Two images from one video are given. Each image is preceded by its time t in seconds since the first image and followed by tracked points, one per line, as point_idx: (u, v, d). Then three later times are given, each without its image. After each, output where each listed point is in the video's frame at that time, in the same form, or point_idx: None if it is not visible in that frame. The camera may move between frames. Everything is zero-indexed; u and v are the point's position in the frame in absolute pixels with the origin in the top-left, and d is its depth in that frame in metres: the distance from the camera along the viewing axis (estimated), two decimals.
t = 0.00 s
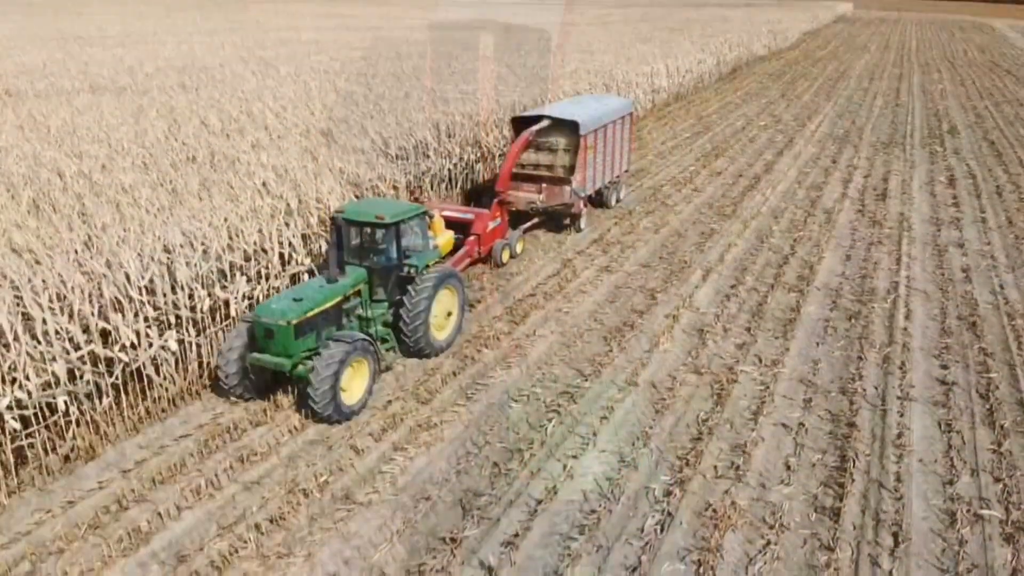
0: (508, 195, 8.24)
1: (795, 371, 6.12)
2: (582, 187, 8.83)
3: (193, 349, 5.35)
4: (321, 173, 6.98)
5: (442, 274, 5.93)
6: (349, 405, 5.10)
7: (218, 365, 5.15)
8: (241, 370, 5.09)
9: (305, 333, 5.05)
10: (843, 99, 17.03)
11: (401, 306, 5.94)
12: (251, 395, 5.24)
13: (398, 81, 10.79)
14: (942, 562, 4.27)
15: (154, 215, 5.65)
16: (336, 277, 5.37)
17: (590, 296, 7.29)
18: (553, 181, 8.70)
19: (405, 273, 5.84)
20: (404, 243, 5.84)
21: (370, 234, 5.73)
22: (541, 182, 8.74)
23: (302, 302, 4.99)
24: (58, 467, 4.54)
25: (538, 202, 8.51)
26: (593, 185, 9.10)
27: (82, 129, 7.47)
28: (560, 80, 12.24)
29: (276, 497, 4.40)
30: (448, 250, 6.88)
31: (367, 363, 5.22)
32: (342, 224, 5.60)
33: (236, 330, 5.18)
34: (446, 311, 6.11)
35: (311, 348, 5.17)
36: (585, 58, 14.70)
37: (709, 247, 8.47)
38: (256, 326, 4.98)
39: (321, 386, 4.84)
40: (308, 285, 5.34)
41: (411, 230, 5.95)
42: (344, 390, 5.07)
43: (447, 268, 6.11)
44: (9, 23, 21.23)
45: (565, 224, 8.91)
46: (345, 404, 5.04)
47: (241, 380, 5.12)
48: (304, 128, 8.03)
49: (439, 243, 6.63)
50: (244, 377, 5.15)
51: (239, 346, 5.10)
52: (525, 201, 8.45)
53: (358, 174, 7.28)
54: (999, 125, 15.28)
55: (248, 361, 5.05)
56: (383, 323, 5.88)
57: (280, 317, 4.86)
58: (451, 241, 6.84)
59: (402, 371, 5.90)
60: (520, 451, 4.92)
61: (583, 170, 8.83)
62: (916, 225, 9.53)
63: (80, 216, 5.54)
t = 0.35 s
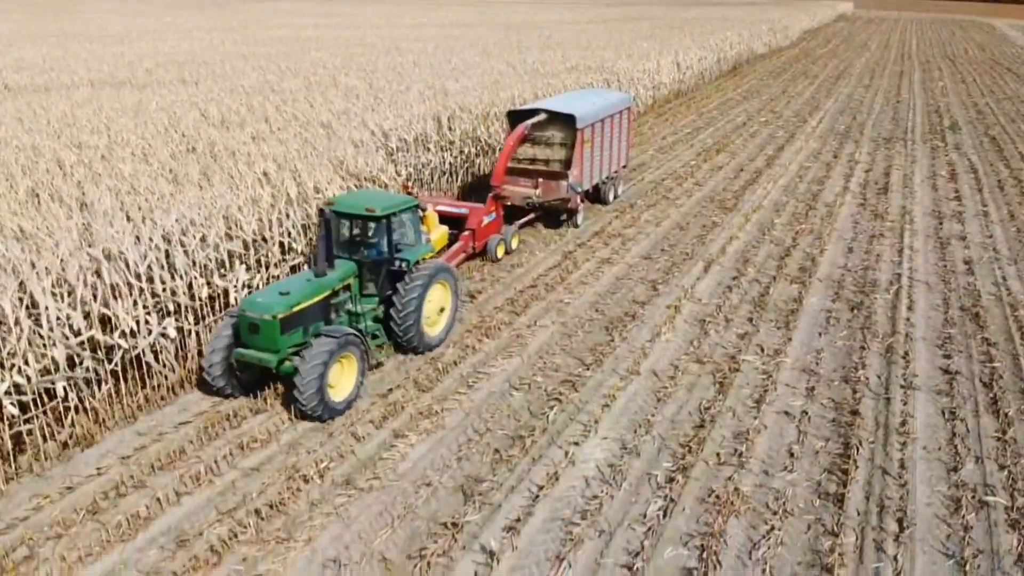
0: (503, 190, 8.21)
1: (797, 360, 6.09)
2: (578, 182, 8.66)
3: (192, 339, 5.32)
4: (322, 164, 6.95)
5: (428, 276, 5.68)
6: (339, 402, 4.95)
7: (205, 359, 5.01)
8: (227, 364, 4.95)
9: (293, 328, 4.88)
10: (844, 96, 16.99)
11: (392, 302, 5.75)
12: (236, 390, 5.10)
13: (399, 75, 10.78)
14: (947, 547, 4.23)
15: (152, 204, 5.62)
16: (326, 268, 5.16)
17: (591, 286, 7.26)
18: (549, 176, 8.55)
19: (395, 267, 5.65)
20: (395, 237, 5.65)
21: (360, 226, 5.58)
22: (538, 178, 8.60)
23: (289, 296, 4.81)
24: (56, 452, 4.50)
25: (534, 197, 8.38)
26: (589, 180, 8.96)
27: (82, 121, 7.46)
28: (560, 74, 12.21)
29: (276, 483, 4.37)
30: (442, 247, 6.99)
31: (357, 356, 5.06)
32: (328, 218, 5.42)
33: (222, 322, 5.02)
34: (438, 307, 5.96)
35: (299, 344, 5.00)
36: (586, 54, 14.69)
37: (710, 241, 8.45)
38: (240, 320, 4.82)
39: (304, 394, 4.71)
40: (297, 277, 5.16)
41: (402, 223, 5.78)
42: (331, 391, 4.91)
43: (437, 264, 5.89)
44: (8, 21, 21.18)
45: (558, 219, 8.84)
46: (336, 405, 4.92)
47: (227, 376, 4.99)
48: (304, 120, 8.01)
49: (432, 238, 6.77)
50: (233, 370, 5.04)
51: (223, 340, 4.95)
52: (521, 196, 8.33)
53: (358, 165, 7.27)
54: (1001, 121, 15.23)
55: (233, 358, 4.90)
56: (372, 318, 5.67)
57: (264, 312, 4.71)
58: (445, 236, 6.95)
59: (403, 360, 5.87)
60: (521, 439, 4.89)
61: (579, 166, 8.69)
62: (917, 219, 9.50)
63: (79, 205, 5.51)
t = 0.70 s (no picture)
0: (498, 183, 7.96)
1: (798, 347, 6.05)
2: (575, 175, 8.55)
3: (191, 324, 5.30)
4: (322, 153, 6.92)
5: (413, 274, 5.52)
6: (330, 393, 4.84)
7: (188, 352, 4.88)
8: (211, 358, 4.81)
9: (277, 320, 4.74)
10: (845, 92, 16.97)
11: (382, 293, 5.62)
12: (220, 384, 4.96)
13: (399, 69, 10.78)
14: (951, 529, 4.20)
15: (151, 188, 5.59)
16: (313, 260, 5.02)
17: (592, 276, 7.22)
18: (545, 170, 8.45)
19: (385, 259, 5.54)
20: (383, 228, 5.51)
21: (348, 216, 5.42)
22: (533, 171, 8.49)
23: (274, 288, 4.67)
24: (53, 436, 4.47)
25: (529, 190, 8.31)
26: (585, 174, 8.83)
27: (82, 112, 7.46)
28: (561, 69, 12.18)
29: (275, 466, 4.34)
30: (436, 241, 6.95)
31: (342, 346, 4.88)
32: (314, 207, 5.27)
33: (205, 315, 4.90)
34: (430, 297, 5.84)
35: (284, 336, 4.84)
36: (586, 50, 14.67)
37: (711, 231, 8.42)
38: (223, 312, 4.69)
39: (293, 401, 4.60)
40: (282, 268, 5.02)
41: (392, 214, 5.61)
42: (321, 387, 4.80)
43: (424, 256, 5.71)
44: (9, 18, 21.22)
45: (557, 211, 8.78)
46: (329, 399, 4.83)
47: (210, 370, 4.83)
48: (305, 111, 7.99)
49: (425, 233, 6.53)
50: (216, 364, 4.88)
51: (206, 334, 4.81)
52: (516, 190, 8.30)
53: (358, 154, 7.23)
54: (1003, 117, 15.20)
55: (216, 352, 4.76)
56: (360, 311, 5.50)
57: (247, 303, 4.55)
58: (438, 230, 6.75)
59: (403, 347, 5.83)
60: (521, 423, 4.86)
61: (576, 159, 8.58)
62: (919, 211, 9.46)
63: (78, 191, 5.49)
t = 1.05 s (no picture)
0: (492, 176, 7.87)
1: (800, 334, 6.03)
2: (571, 169, 8.44)
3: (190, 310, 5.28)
4: (322, 142, 6.91)
5: (401, 270, 5.35)
6: (320, 384, 4.75)
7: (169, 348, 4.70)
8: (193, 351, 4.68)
9: (262, 311, 4.63)
10: (845, 88, 16.96)
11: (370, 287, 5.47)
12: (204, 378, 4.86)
13: (400, 62, 10.77)
14: (955, 511, 4.17)
15: (151, 174, 5.57)
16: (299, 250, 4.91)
17: (593, 265, 7.20)
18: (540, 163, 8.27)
19: (374, 249, 5.36)
20: (372, 218, 5.39)
21: (336, 206, 5.31)
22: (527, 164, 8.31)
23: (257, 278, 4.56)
24: (51, 421, 4.44)
25: (524, 184, 8.09)
26: (581, 168, 8.72)
27: (82, 102, 7.46)
28: (561, 63, 12.19)
29: (274, 449, 4.32)
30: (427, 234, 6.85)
31: (324, 336, 4.68)
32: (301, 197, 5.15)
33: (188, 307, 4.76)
34: (421, 288, 5.70)
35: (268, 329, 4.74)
36: (587, 45, 14.68)
37: (711, 222, 8.40)
38: (205, 303, 4.56)
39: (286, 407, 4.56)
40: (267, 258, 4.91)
41: (381, 204, 5.47)
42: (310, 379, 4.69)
43: (413, 248, 5.55)
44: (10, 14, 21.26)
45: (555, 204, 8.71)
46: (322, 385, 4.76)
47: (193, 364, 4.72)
48: (305, 102, 7.98)
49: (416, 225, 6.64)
50: (199, 357, 4.77)
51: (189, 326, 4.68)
52: (510, 183, 8.04)
53: (358, 144, 7.22)
54: (1003, 112, 15.18)
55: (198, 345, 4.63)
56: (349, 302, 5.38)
57: (230, 294, 4.45)
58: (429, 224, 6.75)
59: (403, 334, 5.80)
60: (522, 408, 4.84)
61: (572, 152, 8.46)
62: (920, 203, 9.44)
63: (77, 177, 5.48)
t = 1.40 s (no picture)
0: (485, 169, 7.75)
1: (801, 323, 6.01)
2: (566, 162, 8.35)
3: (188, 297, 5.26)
4: (323, 132, 6.90)
5: (385, 277, 5.20)
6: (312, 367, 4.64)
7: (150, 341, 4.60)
8: (173, 347, 4.56)
9: (245, 304, 4.51)
10: (845, 85, 16.95)
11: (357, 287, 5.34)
12: (188, 373, 4.75)
13: (400, 57, 10.76)
14: (957, 494, 4.14)
15: (149, 161, 5.56)
16: (284, 242, 4.78)
17: (593, 256, 7.18)
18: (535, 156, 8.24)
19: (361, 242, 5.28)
20: (360, 210, 5.30)
21: (322, 197, 5.19)
22: (523, 158, 8.31)
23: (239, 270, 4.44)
24: (49, 406, 4.42)
25: (519, 178, 8.12)
26: (578, 162, 8.65)
27: (83, 93, 7.46)
28: (562, 58, 12.19)
29: (273, 434, 4.30)
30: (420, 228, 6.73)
31: (296, 331, 4.42)
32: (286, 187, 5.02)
33: (168, 301, 4.63)
34: (411, 282, 5.57)
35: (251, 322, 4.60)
36: (587, 41, 14.68)
37: (711, 213, 8.39)
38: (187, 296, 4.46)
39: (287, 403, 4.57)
40: (251, 249, 4.78)
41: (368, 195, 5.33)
42: (298, 371, 4.57)
43: (398, 245, 5.34)
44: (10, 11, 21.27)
45: (552, 198, 8.69)
46: (312, 372, 4.66)
47: (174, 360, 4.60)
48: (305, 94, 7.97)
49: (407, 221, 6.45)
50: (181, 353, 4.65)
51: (168, 321, 4.55)
52: (505, 177, 8.09)
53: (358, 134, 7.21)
54: (1004, 108, 15.17)
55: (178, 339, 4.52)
56: (336, 297, 5.24)
57: (211, 286, 4.33)
58: (422, 218, 6.61)
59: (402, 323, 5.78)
60: (522, 393, 4.82)
61: (568, 145, 8.39)
62: (921, 196, 9.42)
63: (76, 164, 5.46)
